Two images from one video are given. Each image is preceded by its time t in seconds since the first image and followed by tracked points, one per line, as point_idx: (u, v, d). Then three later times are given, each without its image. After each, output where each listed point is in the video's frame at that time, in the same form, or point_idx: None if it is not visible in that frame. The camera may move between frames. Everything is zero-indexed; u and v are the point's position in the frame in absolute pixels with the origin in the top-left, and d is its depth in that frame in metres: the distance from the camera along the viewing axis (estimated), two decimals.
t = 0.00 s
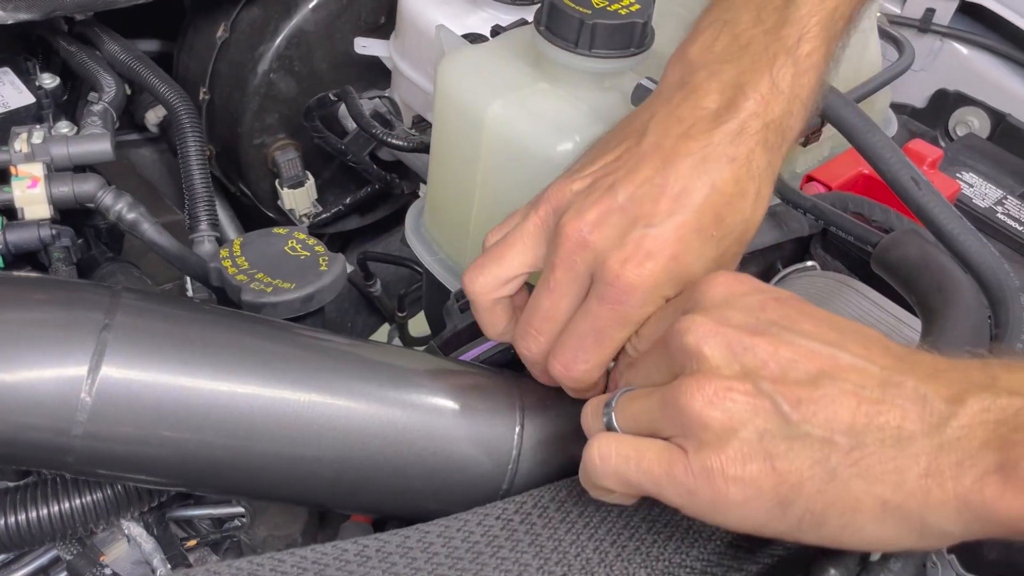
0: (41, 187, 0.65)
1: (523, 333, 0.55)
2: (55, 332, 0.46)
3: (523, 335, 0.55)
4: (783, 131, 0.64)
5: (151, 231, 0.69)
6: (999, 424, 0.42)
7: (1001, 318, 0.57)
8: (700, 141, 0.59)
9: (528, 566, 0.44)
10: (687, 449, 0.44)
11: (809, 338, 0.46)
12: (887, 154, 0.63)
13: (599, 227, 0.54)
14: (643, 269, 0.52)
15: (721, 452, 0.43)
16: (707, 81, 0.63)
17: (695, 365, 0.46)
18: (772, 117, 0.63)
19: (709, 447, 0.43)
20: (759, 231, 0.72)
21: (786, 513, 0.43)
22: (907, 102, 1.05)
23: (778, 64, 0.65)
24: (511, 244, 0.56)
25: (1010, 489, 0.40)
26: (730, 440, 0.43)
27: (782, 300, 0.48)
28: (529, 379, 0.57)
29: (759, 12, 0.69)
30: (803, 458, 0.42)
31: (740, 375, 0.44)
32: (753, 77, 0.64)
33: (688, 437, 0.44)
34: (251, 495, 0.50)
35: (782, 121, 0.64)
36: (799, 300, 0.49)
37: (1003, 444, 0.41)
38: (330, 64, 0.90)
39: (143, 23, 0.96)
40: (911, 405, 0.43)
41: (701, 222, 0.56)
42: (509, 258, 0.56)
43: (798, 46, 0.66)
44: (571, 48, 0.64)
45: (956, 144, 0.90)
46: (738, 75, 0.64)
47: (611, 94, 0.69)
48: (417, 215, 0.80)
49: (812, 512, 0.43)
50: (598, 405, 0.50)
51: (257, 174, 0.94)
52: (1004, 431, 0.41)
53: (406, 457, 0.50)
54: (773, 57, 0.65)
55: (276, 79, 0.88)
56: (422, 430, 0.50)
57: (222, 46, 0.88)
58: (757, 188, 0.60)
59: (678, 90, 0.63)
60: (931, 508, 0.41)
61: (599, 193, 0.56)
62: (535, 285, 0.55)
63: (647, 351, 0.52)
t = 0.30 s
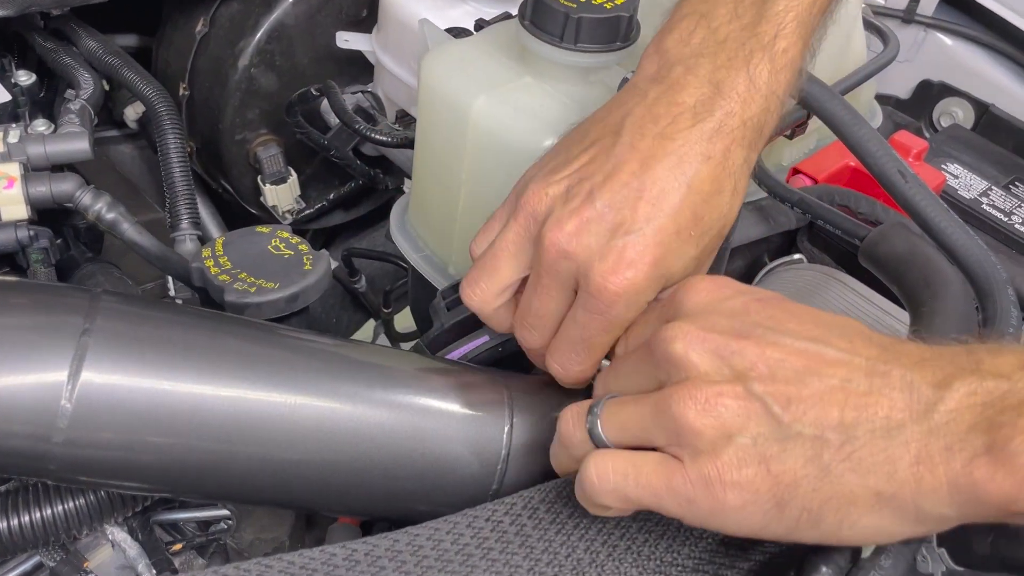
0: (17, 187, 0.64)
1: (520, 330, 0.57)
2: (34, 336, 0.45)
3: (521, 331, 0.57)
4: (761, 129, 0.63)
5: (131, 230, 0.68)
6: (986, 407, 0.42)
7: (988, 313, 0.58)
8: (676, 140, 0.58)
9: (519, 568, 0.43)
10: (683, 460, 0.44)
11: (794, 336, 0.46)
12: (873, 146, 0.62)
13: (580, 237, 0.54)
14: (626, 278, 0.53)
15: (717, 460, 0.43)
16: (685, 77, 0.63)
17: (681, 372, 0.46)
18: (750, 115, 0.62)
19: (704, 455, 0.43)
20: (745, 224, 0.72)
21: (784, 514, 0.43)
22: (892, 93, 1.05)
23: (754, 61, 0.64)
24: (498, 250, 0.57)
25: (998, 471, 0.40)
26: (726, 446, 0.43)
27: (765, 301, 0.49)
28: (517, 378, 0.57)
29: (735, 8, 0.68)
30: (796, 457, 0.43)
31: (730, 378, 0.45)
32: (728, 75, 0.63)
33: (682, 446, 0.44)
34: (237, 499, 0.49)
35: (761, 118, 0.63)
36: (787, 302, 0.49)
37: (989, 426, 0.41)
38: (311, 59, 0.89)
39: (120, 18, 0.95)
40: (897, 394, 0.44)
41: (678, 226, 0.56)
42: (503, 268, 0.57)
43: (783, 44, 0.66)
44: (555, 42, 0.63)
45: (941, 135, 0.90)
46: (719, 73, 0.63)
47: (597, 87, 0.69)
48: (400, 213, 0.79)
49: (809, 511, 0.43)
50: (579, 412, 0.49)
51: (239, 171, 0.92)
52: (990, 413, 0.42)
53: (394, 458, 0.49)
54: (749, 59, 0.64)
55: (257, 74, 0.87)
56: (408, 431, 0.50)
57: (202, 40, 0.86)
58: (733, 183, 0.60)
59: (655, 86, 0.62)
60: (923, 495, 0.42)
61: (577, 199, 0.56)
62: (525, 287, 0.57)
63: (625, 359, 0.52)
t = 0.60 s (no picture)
0: None
1: (526, 337, 0.57)
2: (8, 341, 0.44)
3: (526, 340, 0.57)
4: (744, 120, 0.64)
5: (109, 228, 0.66)
6: (992, 366, 0.44)
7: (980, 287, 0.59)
8: (665, 135, 0.58)
9: (511, 570, 0.43)
10: (711, 433, 0.44)
11: (806, 306, 0.48)
12: (864, 137, 0.63)
13: (581, 244, 0.54)
14: (631, 280, 0.53)
15: (745, 430, 0.44)
16: (664, 70, 0.62)
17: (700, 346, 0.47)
18: (732, 107, 0.63)
19: (730, 427, 0.44)
20: (735, 217, 0.71)
21: (813, 479, 0.44)
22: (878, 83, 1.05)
23: (733, 53, 0.64)
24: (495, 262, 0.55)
25: (1006, 428, 0.41)
26: (751, 416, 0.44)
27: (770, 274, 0.51)
28: (506, 375, 0.56)
29: None
30: (819, 423, 0.44)
31: (749, 350, 0.46)
32: (708, 68, 0.63)
33: (706, 420, 0.45)
34: (222, 504, 0.48)
35: (743, 110, 0.64)
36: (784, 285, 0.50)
37: (996, 385, 0.43)
38: (293, 51, 0.88)
39: (96, 11, 0.93)
40: (911, 356, 0.45)
41: (674, 219, 0.56)
42: (506, 282, 0.55)
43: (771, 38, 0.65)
44: (542, 33, 0.63)
45: (928, 125, 0.90)
46: (700, 66, 0.63)
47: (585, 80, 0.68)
48: (386, 208, 0.78)
49: (837, 473, 0.43)
50: (602, 395, 0.49)
51: (220, 167, 0.90)
52: (996, 372, 0.43)
53: (382, 459, 0.49)
54: (726, 47, 0.64)
55: (237, 68, 0.85)
56: (396, 431, 0.49)
57: (181, 34, 0.84)
58: (722, 179, 0.60)
59: (630, 79, 0.61)
60: (940, 452, 0.43)
61: (574, 204, 0.55)
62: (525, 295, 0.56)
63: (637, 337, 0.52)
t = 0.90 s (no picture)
0: None
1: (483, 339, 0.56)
2: None
3: (487, 341, 0.56)
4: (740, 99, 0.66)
5: (90, 225, 0.65)
6: (968, 345, 0.44)
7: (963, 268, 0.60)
8: (661, 130, 0.59)
9: (501, 565, 0.42)
10: (692, 430, 0.45)
11: (774, 299, 0.50)
12: (850, 128, 0.63)
13: (580, 231, 0.55)
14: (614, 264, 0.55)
15: (724, 426, 0.45)
16: (669, 52, 0.62)
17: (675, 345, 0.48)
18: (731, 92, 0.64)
19: (710, 423, 0.45)
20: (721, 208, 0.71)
21: (794, 469, 0.44)
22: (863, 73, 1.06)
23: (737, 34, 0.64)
24: (488, 236, 0.56)
25: (983, 408, 0.41)
26: (732, 412, 0.45)
27: (738, 269, 0.52)
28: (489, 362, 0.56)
29: None
30: (799, 415, 0.45)
31: (724, 346, 0.47)
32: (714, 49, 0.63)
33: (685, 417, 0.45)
34: (208, 502, 0.48)
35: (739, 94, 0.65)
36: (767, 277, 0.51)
37: (971, 364, 0.43)
38: (274, 44, 0.86)
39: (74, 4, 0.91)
40: (882, 341, 0.46)
41: (670, 210, 0.58)
42: (496, 258, 0.56)
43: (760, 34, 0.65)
44: (526, 24, 0.62)
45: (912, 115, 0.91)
46: (706, 49, 0.63)
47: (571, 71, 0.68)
48: (371, 200, 0.78)
49: (819, 463, 0.44)
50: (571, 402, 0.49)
51: (202, 160, 0.89)
52: (972, 351, 0.44)
53: (370, 455, 0.48)
54: (730, 28, 0.64)
55: (218, 61, 0.84)
56: (383, 427, 0.48)
57: (160, 27, 0.83)
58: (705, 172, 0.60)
59: (639, 58, 0.62)
60: (918, 436, 0.43)
61: (577, 193, 0.56)
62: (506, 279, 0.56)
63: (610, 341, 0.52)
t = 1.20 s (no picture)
0: None
1: (474, 320, 0.52)
2: None
3: (468, 323, 0.52)
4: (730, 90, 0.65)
5: (73, 222, 0.65)
6: (953, 341, 0.45)
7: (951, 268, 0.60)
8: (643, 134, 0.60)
9: (490, 561, 0.42)
10: (677, 428, 0.45)
11: (757, 304, 0.51)
12: (834, 120, 0.64)
13: (595, 233, 0.56)
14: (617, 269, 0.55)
15: (710, 422, 0.45)
16: (677, 58, 0.64)
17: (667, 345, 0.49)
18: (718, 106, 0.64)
19: (694, 421, 0.46)
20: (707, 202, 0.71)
21: (780, 465, 0.45)
22: (848, 65, 1.06)
23: (716, 37, 0.66)
24: (500, 219, 0.54)
25: (969, 399, 0.42)
26: (716, 408, 0.46)
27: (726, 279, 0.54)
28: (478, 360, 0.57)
29: None
30: (779, 408, 0.46)
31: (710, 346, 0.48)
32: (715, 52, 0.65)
33: (675, 417, 0.46)
34: (195, 501, 0.47)
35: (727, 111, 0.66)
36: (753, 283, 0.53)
37: (957, 357, 0.44)
38: (258, 39, 0.86)
39: None
40: (866, 339, 0.47)
41: (671, 216, 0.59)
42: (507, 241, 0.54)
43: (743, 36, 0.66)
44: (511, 17, 0.62)
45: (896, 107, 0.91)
46: (712, 57, 0.65)
47: (557, 65, 0.68)
48: (358, 195, 0.77)
49: (805, 458, 0.44)
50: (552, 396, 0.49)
51: (186, 156, 0.88)
52: (956, 347, 0.44)
53: (359, 451, 0.48)
54: (714, 40, 0.65)
55: (201, 56, 0.83)
56: (371, 423, 0.48)
57: (143, 22, 0.82)
58: (690, 170, 0.61)
59: (625, 67, 0.63)
60: (905, 431, 0.44)
61: (591, 193, 0.56)
62: (511, 260, 0.54)
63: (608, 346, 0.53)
